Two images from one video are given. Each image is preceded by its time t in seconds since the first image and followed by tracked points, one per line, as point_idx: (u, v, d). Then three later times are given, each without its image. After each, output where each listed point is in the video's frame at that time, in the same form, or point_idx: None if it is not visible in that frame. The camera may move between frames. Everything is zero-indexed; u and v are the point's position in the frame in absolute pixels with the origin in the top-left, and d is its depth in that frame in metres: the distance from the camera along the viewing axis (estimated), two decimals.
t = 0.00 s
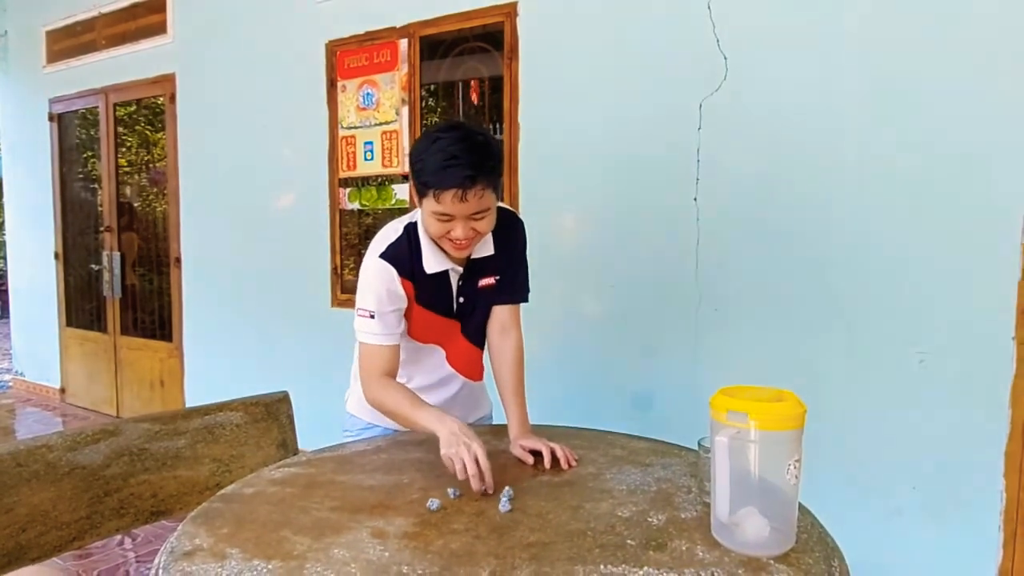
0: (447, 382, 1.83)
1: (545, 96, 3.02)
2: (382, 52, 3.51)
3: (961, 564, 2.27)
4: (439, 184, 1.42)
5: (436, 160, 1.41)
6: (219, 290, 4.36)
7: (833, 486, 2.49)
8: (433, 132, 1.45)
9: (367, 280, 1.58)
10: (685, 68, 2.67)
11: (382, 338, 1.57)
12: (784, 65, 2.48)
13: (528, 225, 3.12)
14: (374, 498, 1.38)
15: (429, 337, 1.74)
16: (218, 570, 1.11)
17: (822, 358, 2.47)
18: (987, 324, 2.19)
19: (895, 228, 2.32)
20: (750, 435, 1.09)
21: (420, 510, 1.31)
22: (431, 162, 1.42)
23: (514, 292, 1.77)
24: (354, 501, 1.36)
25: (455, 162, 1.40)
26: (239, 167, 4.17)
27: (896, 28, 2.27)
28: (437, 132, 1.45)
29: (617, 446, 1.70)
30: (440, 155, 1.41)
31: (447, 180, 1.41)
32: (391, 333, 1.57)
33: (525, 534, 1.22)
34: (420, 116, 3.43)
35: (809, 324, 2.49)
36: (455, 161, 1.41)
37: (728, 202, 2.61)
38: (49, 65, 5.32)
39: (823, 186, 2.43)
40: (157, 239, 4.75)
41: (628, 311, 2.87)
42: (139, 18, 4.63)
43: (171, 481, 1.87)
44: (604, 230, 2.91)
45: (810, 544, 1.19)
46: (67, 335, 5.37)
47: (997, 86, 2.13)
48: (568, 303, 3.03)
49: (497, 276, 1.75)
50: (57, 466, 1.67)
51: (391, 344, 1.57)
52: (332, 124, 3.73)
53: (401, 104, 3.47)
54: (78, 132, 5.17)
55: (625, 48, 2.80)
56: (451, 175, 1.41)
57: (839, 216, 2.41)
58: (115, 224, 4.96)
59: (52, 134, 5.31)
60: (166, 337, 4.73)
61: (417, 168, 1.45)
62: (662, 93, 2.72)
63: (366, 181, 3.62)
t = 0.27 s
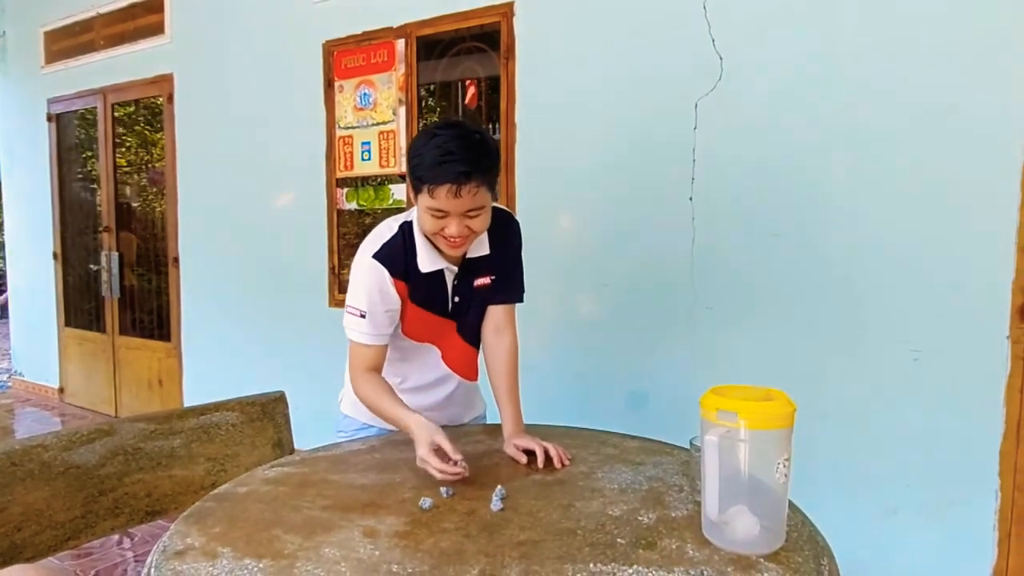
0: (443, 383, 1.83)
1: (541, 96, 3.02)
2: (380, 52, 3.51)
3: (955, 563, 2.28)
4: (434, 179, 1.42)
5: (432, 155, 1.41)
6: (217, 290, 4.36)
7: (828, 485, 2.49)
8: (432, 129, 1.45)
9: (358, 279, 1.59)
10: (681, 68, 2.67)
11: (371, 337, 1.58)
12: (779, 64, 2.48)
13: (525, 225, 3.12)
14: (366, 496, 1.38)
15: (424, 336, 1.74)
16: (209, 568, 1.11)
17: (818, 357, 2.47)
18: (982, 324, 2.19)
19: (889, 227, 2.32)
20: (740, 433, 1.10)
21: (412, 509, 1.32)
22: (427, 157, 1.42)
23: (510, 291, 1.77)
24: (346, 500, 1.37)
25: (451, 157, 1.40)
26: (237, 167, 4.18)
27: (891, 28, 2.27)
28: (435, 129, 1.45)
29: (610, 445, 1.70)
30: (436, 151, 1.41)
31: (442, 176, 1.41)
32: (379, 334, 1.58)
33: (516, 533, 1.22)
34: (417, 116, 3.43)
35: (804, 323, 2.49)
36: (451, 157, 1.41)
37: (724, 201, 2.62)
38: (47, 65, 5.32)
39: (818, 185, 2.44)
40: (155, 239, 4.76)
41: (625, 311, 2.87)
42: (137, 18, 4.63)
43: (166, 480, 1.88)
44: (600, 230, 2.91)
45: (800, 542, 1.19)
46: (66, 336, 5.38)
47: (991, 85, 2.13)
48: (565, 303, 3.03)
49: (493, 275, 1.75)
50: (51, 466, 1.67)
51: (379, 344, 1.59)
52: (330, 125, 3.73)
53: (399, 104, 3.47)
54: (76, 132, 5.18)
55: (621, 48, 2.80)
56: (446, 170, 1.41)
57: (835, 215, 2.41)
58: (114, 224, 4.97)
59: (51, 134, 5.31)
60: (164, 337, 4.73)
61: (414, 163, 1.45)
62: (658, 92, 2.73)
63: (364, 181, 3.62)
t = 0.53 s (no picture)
0: (433, 380, 1.85)
1: (536, 95, 3.03)
2: (375, 52, 3.52)
3: (947, 560, 2.29)
4: (407, 161, 1.45)
5: (407, 138, 1.45)
6: (214, 290, 4.37)
7: (820, 483, 2.50)
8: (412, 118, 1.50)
9: (345, 278, 1.61)
10: (675, 68, 2.68)
11: (358, 335, 1.61)
12: (772, 64, 2.49)
13: (519, 224, 3.13)
14: (356, 494, 1.39)
15: (413, 334, 1.76)
16: (198, 565, 1.12)
17: (811, 355, 2.48)
18: (973, 323, 2.21)
19: (881, 227, 2.33)
20: (723, 430, 1.11)
21: (401, 506, 1.33)
22: (403, 141, 1.46)
23: (499, 290, 1.77)
24: (335, 497, 1.38)
25: (425, 139, 1.44)
26: (234, 167, 4.19)
27: (882, 28, 2.28)
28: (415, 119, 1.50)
29: (600, 443, 1.71)
30: (411, 134, 1.45)
31: (415, 157, 1.44)
32: (367, 333, 1.61)
33: (503, 530, 1.23)
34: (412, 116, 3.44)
35: (797, 322, 2.50)
36: (425, 139, 1.44)
37: (717, 201, 2.62)
38: (46, 65, 5.33)
39: (810, 185, 2.45)
40: (153, 239, 4.77)
41: (619, 309, 2.88)
42: (135, 18, 4.64)
43: (160, 478, 1.89)
44: (594, 230, 2.92)
45: (784, 538, 1.20)
46: (64, 335, 5.39)
47: (982, 85, 2.15)
48: (560, 302, 3.04)
49: (482, 274, 1.76)
50: (46, 464, 1.68)
51: (366, 342, 1.62)
52: (326, 124, 3.74)
53: (394, 104, 3.48)
54: (75, 131, 5.19)
55: (615, 48, 2.81)
56: (418, 151, 1.44)
57: (827, 214, 2.42)
58: (112, 224, 4.98)
59: (49, 134, 5.32)
60: (162, 337, 4.75)
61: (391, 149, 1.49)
62: (652, 92, 2.74)
63: (360, 180, 3.63)
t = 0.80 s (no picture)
0: (422, 377, 1.86)
1: (530, 95, 3.04)
2: (370, 51, 3.53)
3: (938, 557, 2.30)
4: (390, 163, 1.46)
5: (390, 140, 1.46)
6: (211, 289, 4.38)
7: (812, 481, 2.51)
8: (394, 119, 1.50)
9: (333, 278, 1.62)
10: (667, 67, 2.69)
11: (348, 334, 1.61)
12: (763, 64, 2.50)
13: (514, 224, 3.14)
14: (344, 490, 1.40)
15: (402, 333, 1.77)
16: (185, 559, 1.13)
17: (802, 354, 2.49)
18: (963, 321, 2.22)
19: (872, 225, 2.34)
20: (707, 426, 1.12)
21: (388, 502, 1.34)
22: (385, 143, 1.46)
23: (486, 287, 1.78)
24: (324, 493, 1.39)
25: (407, 141, 1.44)
26: (231, 166, 4.20)
27: (873, 28, 2.29)
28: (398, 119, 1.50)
29: (589, 440, 1.72)
30: (393, 136, 1.45)
31: (397, 160, 1.45)
32: (357, 331, 1.62)
33: (489, 525, 1.24)
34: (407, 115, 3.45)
35: (789, 321, 2.51)
36: (407, 141, 1.45)
37: (709, 200, 2.63)
38: (43, 65, 5.34)
39: (802, 184, 2.46)
40: (150, 239, 4.78)
41: (612, 308, 2.89)
42: (131, 18, 4.65)
43: (153, 476, 1.89)
44: (588, 229, 2.93)
45: (768, 533, 1.21)
46: (62, 334, 5.40)
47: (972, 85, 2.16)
48: (554, 301, 3.05)
49: (469, 272, 1.77)
50: (39, 461, 1.69)
51: (357, 340, 1.62)
52: (322, 124, 3.75)
53: (390, 103, 3.49)
54: (72, 131, 5.20)
55: (608, 48, 2.82)
56: (401, 154, 1.44)
57: (818, 214, 2.43)
58: (109, 223, 4.99)
59: (46, 134, 5.33)
60: (159, 336, 4.76)
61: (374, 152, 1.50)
62: (645, 92, 2.74)
63: (355, 180, 3.64)
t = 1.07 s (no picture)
0: (416, 375, 1.87)
1: (524, 95, 3.05)
2: (366, 51, 3.54)
3: (929, 554, 2.31)
4: (387, 169, 1.46)
5: (387, 145, 1.46)
6: (208, 288, 4.39)
7: (804, 479, 2.52)
8: (390, 122, 1.51)
9: (327, 278, 1.63)
10: (661, 67, 2.70)
11: (340, 332, 1.65)
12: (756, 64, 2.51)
13: (508, 223, 3.15)
14: (335, 487, 1.42)
15: (396, 331, 1.78)
16: (174, 555, 1.14)
17: (795, 352, 2.50)
18: (954, 320, 2.23)
19: (863, 225, 2.35)
20: (692, 423, 1.13)
21: (378, 499, 1.35)
22: (382, 148, 1.47)
23: (481, 286, 1.78)
24: (314, 490, 1.40)
25: (404, 147, 1.45)
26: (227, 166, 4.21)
27: (864, 28, 2.31)
28: (394, 123, 1.51)
29: (580, 438, 1.73)
30: (390, 141, 1.46)
31: (394, 165, 1.45)
32: (348, 330, 1.65)
33: (477, 521, 1.25)
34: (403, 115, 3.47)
35: (781, 319, 2.53)
36: (404, 147, 1.45)
37: (702, 199, 2.65)
38: (40, 65, 5.35)
39: (794, 183, 2.47)
40: (148, 238, 4.79)
41: (606, 307, 2.90)
42: (128, 18, 4.66)
43: (148, 474, 1.90)
44: (582, 228, 2.94)
45: (752, 528, 1.22)
46: (59, 334, 5.41)
47: (962, 85, 2.17)
48: (549, 300, 3.06)
49: (463, 271, 1.77)
50: (33, 459, 1.70)
51: (348, 338, 1.66)
52: (318, 123, 3.76)
53: (385, 103, 3.50)
54: (69, 130, 5.21)
55: (602, 47, 2.83)
56: (398, 160, 1.45)
57: (810, 213, 2.44)
58: (106, 223, 5.00)
59: (44, 134, 5.34)
60: (156, 335, 4.77)
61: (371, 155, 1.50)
62: (638, 91, 2.75)
63: (351, 179, 3.65)
